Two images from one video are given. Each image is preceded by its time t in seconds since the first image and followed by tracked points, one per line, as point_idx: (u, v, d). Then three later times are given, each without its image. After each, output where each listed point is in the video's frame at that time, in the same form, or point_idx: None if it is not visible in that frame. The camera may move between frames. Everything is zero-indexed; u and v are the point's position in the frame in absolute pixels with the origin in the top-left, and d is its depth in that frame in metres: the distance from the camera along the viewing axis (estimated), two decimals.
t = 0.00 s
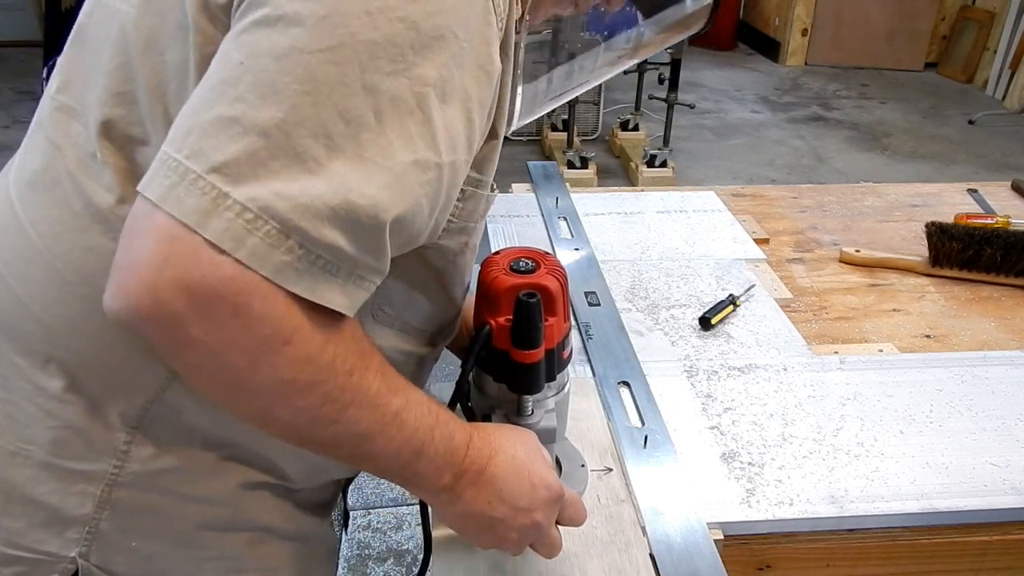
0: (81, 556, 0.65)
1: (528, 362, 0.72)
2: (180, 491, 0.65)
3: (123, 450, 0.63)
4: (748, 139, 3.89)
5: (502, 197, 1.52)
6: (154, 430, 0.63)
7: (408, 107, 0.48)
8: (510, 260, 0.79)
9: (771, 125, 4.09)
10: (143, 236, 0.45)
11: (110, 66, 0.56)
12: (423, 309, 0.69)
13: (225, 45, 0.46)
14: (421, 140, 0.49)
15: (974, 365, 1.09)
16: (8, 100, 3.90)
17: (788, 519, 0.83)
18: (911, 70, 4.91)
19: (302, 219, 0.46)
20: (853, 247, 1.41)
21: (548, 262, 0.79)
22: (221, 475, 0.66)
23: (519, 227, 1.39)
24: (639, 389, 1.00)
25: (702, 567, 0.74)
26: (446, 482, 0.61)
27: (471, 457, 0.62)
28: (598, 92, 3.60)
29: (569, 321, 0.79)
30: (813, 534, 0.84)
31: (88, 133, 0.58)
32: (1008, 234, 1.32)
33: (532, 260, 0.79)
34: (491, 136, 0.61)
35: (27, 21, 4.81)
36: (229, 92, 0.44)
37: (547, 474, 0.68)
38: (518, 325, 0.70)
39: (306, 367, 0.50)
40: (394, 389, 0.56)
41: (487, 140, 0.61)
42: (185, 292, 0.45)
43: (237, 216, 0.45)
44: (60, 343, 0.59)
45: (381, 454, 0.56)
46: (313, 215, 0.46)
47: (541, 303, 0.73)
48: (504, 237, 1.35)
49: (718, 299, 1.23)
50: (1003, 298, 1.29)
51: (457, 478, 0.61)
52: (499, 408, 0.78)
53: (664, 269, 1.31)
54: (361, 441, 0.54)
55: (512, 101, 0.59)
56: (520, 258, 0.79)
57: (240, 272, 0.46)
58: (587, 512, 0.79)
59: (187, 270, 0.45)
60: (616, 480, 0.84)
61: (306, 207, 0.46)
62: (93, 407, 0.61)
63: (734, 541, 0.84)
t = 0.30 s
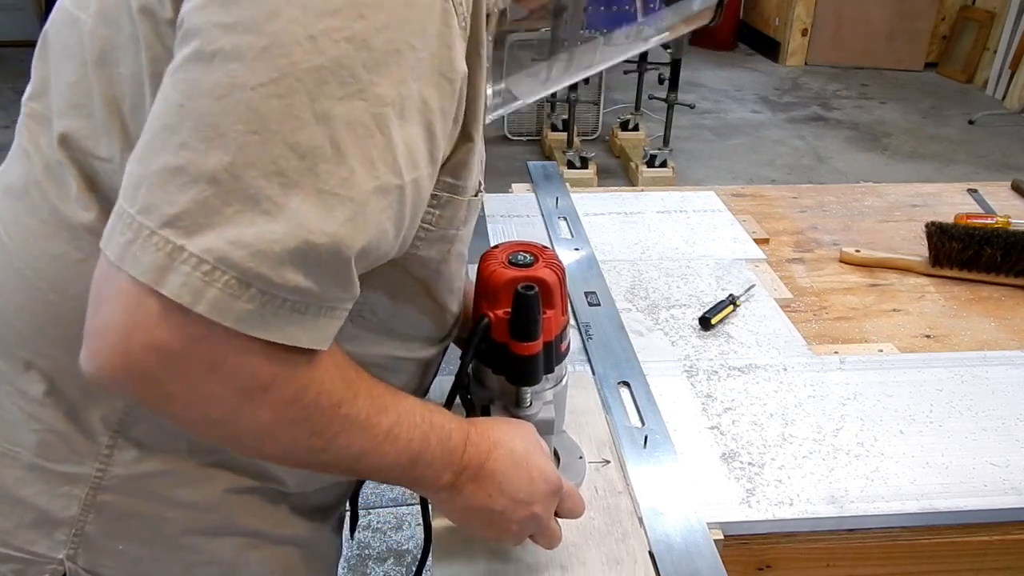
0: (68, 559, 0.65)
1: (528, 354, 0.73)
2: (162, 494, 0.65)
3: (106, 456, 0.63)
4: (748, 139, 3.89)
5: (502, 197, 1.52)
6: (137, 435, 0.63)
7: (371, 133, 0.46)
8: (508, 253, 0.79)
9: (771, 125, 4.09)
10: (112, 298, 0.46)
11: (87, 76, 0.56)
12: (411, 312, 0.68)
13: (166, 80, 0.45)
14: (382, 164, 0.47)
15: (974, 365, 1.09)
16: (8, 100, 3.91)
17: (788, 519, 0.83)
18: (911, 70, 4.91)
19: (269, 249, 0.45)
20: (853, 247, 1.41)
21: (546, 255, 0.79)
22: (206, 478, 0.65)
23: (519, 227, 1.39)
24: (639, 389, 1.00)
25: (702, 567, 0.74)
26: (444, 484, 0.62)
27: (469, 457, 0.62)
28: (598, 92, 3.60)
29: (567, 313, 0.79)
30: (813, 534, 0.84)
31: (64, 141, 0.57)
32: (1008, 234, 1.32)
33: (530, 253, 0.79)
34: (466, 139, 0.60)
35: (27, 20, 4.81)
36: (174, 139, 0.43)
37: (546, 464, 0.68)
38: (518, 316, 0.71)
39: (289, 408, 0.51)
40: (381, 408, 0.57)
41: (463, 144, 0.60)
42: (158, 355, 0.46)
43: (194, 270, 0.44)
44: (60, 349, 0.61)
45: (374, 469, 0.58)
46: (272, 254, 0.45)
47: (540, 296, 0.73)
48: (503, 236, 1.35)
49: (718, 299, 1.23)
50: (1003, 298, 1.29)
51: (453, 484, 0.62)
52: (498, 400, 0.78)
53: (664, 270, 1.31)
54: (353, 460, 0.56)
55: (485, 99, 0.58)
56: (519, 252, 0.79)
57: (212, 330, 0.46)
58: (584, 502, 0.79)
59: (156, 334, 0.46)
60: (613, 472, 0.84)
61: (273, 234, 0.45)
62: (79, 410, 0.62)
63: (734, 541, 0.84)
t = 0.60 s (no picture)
0: None
1: (528, 352, 0.73)
2: (155, 510, 0.62)
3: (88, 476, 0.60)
4: (748, 139, 3.89)
5: (502, 197, 1.52)
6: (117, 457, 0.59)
7: (207, 104, 0.46)
8: (508, 252, 0.79)
9: (771, 125, 4.09)
10: (65, 350, 0.48)
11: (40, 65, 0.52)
12: (385, 293, 0.65)
13: None
14: (219, 127, 0.46)
15: (974, 365, 1.09)
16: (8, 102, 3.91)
17: (788, 519, 0.83)
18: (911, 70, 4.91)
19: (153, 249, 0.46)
20: (853, 246, 1.41)
21: (546, 254, 0.79)
22: (195, 488, 0.62)
23: (519, 227, 1.39)
24: (639, 389, 1.00)
25: (702, 567, 0.74)
26: (442, 488, 0.62)
27: (465, 460, 0.63)
28: (598, 93, 3.61)
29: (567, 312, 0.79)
30: (813, 535, 0.84)
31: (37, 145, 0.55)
32: (1008, 234, 1.32)
33: (530, 252, 0.79)
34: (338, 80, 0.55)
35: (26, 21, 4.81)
36: (6, 176, 0.46)
37: (544, 462, 0.68)
38: (518, 314, 0.71)
39: (260, 430, 0.53)
40: (362, 420, 0.58)
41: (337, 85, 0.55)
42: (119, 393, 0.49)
43: (72, 297, 0.46)
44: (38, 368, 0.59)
45: (363, 482, 0.59)
46: (150, 257, 0.46)
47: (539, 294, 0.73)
48: (503, 236, 1.35)
49: (718, 299, 1.23)
50: (1004, 298, 1.29)
51: (448, 489, 0.63)
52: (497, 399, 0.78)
53: (664, 270, 1.31)
54: (339, 475, 0.57)
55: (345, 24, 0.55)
56: (518, 251, 0.79)
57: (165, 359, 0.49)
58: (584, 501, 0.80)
59: (112, 374, 0.48)
60: (613, 471, 0.84)
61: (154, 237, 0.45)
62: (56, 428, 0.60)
63: (734, 541, 0.84)
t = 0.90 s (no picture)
0: None
1: (527, 353, 0.73)
2: (151, 515, 0.61)
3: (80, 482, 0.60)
4: (748, 139, 3.89)
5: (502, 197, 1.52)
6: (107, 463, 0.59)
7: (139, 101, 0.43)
8: (507, 252, 0.79)
9: (771, 125, 4.09)
10: (40, 358, 0.47)
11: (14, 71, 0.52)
12: (365, 282, 0.63)
13: None
14: (154, 124, 0.44)
15: (974, 365, 1.09)
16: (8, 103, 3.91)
17: (788, 519, 0.83)
18: (910, 70, 4.91)
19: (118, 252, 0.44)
20: (853, 246, 1.41)
21: (546, 254, 0.79)
22: (188, 492, 0.62)
23: (519, 227, 1.39)
24: (639, 389, 1.00)
25: (702, 568, 0.74)
26: (444, 494, 0.62)
27: (466, 464, 0.63)
28: (598, 93, 3.61)
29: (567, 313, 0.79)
30: (812, 535, 0.84)
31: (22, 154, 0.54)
32: (1008, 234, 1.31)
33: (529, 252, 0.79)
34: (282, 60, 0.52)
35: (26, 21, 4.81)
36: None
37: (546, 464, 0.68)
38: (517, 314, 0.71)
39: (242, 432, 0.52)
40: (350, 421, 0.57)
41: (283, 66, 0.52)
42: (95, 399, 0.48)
43: (34, 304, 0.45)
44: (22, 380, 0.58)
45: (356, 486, 0.58)
46: (103, 264, 0.44)
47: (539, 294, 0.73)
48: (503, 236, 1.35)
49: (718, 299, 1.23)
50: (1004, 298, 1.29)
51: (450, 495, 0.62)
52: (497, 399, 0.78)
53: (664, 270, 1.31)
54: (330, 478, 0.56)
55: None
56: (518, 251, 0.79)
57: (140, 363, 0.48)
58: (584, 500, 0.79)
59: (86, 380, 0.47)
60: (613, 471, 0.84)
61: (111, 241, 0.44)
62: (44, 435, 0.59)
63: (734, 541, 0.84)
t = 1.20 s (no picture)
0: None
1: (527, 353, 0.73)
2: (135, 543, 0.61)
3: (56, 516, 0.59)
4: (748, 139, 3.89)
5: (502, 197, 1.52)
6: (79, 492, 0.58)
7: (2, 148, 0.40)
8: (507, 253, 0.79)
9: (771, 125, 4.09)
10: None
11: None
12: (324, 292, 0.62)
13: None
14: (31, 165, 0.40)
15: (973, 365, 1.09)
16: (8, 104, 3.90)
17: (788, 519, 0.83)
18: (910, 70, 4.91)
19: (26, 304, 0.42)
20: (853, 246, 1.41)
21: (546, 254, 0.79)
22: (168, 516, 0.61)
23: (519, 227, 1.39)
24: (639, 389, 1.00)
25: (702, 567, 0.74)
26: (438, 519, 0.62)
27: (460, 487, 0.63)
28: (598, 93, 3.60)
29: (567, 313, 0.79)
30: (813, 534, 0.84)
31: None
32: (1008, 234, 1.31)
33: (529, 252, 0.79)
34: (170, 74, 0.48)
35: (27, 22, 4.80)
36: None
37: (541, 477, 0.69)
38: (518, 314, 0.71)
39: (206, 479, 0.51)
40: (324, 456, 0.56)
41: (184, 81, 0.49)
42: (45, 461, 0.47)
43: None
44: None
45: (334, 521, 0.57)
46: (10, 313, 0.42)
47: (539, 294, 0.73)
48: (503, 236, 1.35)
49: (718, 299, 1.23)
50: (1004, 298, 1.29)
51: (443, 520, 0.62)
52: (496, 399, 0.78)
53: (664, 270, 1.31)
54: (306, 517, 0.56)
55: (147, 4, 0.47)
56: (518, 251, 0.79)
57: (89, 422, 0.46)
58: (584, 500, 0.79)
59: (32, 444, 0.46)
60: (613, 471, 0.84)
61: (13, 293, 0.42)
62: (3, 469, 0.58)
63: (734, 541, 0.84)
